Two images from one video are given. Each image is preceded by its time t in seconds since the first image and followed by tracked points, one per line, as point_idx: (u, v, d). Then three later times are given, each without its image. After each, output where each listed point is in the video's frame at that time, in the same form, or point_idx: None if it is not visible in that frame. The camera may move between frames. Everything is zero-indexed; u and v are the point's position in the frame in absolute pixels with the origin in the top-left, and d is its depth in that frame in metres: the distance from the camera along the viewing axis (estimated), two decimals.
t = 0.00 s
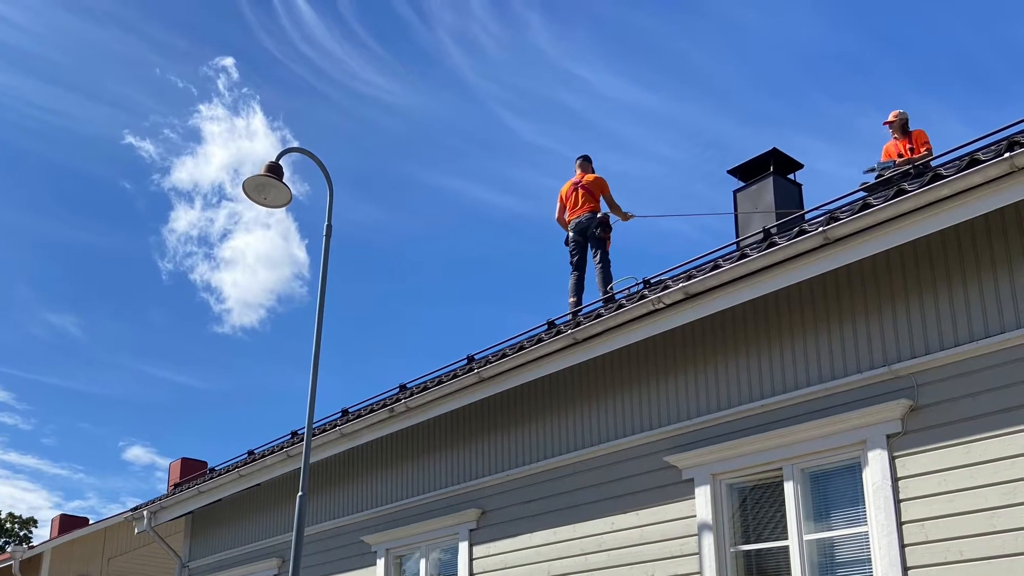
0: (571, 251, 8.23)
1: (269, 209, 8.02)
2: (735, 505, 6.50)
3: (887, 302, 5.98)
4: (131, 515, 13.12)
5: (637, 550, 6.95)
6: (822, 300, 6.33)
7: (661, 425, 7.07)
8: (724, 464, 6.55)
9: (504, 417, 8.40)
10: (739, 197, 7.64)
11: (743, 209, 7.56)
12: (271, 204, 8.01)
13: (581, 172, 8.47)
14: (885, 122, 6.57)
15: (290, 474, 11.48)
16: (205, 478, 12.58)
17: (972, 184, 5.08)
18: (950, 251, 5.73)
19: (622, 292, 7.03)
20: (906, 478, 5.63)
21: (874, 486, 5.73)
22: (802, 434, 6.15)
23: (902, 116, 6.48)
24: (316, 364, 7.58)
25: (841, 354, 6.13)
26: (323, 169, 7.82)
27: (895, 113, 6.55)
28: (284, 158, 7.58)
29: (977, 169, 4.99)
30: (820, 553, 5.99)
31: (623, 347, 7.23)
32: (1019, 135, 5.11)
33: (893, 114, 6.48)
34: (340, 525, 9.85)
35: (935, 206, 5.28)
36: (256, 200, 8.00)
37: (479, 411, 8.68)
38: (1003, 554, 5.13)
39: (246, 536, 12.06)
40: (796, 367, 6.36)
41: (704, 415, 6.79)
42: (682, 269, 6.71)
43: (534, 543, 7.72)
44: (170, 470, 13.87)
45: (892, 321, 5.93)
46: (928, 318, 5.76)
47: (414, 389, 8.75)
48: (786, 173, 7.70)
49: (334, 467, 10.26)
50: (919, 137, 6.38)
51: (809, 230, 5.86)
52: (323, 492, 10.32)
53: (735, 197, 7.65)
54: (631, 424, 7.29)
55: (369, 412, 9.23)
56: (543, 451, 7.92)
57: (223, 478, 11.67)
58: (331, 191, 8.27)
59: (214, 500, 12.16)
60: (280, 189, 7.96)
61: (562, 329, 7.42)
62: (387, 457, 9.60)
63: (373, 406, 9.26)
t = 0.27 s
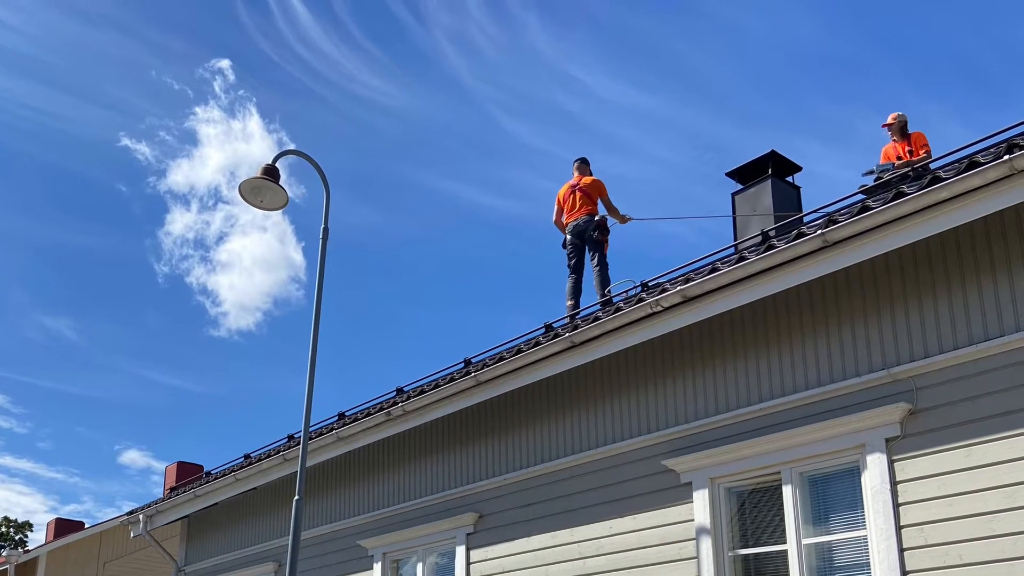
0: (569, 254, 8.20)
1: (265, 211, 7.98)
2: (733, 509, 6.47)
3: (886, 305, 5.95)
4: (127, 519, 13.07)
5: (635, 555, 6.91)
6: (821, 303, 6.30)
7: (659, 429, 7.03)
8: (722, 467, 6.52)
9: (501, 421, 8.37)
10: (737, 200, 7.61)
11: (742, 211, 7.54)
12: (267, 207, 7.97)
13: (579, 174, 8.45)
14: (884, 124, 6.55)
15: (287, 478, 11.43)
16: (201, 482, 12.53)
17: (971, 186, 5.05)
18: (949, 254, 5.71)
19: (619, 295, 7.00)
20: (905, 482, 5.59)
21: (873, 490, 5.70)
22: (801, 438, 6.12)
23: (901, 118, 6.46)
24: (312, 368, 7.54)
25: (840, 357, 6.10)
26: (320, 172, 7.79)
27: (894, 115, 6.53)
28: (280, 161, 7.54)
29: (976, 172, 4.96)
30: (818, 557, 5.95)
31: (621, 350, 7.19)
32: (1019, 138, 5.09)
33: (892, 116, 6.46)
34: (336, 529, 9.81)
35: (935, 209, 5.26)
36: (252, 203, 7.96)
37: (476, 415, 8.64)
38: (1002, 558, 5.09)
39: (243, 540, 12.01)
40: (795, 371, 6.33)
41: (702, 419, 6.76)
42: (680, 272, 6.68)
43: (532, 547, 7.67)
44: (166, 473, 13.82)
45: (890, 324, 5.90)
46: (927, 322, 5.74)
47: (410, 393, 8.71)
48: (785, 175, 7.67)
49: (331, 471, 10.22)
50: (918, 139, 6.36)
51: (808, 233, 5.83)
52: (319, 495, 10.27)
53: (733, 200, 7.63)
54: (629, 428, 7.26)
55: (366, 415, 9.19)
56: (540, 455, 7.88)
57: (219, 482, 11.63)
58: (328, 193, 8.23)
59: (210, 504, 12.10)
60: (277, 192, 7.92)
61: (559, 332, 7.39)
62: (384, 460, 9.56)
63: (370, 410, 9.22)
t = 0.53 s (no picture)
0: (566, 257, 8.17)
1: (262, 214, 7.94)
2: (731, 513, 6.43)
3: (885, 308, 5.92)
4: (122, 523, 13.01)
5: (633, 559, 6.87)
6: (819, 306, 6.27)
7: (656, 433, 7.00)
8: (720, 471, 6.48)
9: (499, 424, 8.33)
10: (736, 202, 7.59)
11: (740, 214, 7.51)
12: (264, 210, 7.94)
13: (577, 177, 8.42)
14: (883, 127, 6.53)
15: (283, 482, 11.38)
16: (197, 486, 12.47)
17: (970, 189, 5.02)
18: (948, 257, 5.68)
19: (617, 298, 6.96)
20: (904, 486, 5.56)
21: (871, 494, 5.67)
22: (799, 442, 6.09)
23: (900, 120, 6.44)
24: (309, 371, 7.50)
25: (839, 361, 6.08)
26: (317, 174, 7.75)
27: (893, 118, 6.50)
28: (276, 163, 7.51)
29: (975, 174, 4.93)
30: (817, 561, 5.92)
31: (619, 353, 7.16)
32: (1018, 140, 5.06)
33: (891, 119, 6.44)
34: (333, 533, 9.76)
35: (934, 211, 5.23)
36: (248, 205, 7.92)
37: (473, 418, 8.60)
38: (1002, 562, 5.06)
39: (239, 544, 11.95)
40: (793, 374, 6.30)
41: (700, 422, 6.73)
42: (678, 275, 6.65)
43: (529, 551, 7.64)
44: (162, 477, 13.76)
45: (889, 327, 5.87)
46: (926, 325, 5.71)
47: (407, 396, 8.68)
48: (783, 178, 7.65)
49: (327, 475, 10.17)
50: (917, 141, 6.33)
51: (806, 236, 5.81)
52: (316, 499, 10.23)
53: (731, 203, 7.60)
54: (627, 432, 7.22)
55: (362, 419, 9.15)
56: (537, 459, 7.85)
57: (215, 486, 11.57)
58: (325, 196, 8.19)
59: (206, 508, 12.05)
60: (273, 195, 7.89)
61: (557, 335, 7.35)
62: (381, 464, 9.52)
63: (367, 413, 9.18)
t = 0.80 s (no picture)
0: (564, 260, 8.14)
1: (258, 217, 7.90)
2: (729, 517, 6.40)
3: (883, 311, 5.90)
4: (118, 527, 12.95)
5: (631, 563, 6.83)
6: (817, 309, 6.25)
7: (654, 436, 6.97)
8: (719, 475, 6.45)
9: (496, 428, 8.29)
10: (734, 205, 7.56)
11: (738, 217, 7.49)
12: (260, 213, 7.90)
13: (574, 180, 8.39)
14: (881, 129, 6.51)
15: (280, 485, 11.33)
16: (194, 490, 12.42)
17: (969, 192, 5.00)
18: (947, 260, 5.66)
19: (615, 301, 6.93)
20: (903, 490, 5.53)
21: (870, 497, 5.64)
22: (798, 445, 6.06)
23: (898, 123, 6.41)
24: (305, 375, 7.46)
25: (838, 364, 6.05)
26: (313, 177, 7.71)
27: (892, 120, 6.48)
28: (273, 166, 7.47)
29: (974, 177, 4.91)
30: (815, 565, 5.89)
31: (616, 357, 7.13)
32: (1017, 143, 5.04)
33: (890, 121, 6.42)
34: (330, 537, 9.72)
35: (933, 214, 5.20)
36: (245, 208, 7.88)
37: (471, 422, 8.57)
38: (1001, 566, 5.03)
39: (235, 548, 11.90)
40: (792, 377, 6.27)
41: (698, 426, 6.69)
42: (676, 278, 6.62)
43: (526, 555, 7.60)
44: (158, 481, 13.70)
45: (888, 330, 5.84)
46: (925, 328, 5.68)
47: (404, 399, 8.64)
48: (782, 180, 7.62)
49: (324, 478, 10.13)
50: (916, 144, 6.31)
51: (805, 239, 5.78)
52: (312, 503, 10.18)
53: (729, 206, 7.57)
54: (624, 435, 7.19)
55: (359, 422, 9.11)
56: (534, 462, 7.82)
57: (211, 489, 11.52)
58: (321, 199, 8.15)
59: (202, 511, 11.99)
60: (269, 197, 7.85)
61: (554, 338, 7.32)
62: (378, 468, 9.47)
63: (364, 416, 9.14)
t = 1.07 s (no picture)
0: (561, 263, 8.11)
1: (255, 220, 7.87)
2: (728, 521, 6.36)
3: (882, 314, 5.87)
4: (114, 531, 12.89)
5: (629, 567, 6.80)
6: (816, 312, 6.22)
7: (652, 440, 6.93)
8: (717, 478, 6.41)
9: (493, 431, 8.26)
10: (732, 208, 7.54)
11: (736, 219, 7.46)
12: (257, 215, 7.86)
13: (572, 182, 8.36)
14: (880, 131, 6.48)
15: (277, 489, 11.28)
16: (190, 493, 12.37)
17: (969, 194, 4.97)
18: (946, 263, 5.63)
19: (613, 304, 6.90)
20: (902, 494, 5.50)
21: (869, 501, 5.60)
22: (797, 449, 6.02)
23: (897, 125, 6.39)
24: (302, 378, 7.42)
25: (837, 367, 6.02)
26: (310, 179, 7.67)
27: (891, 122, 6.46)
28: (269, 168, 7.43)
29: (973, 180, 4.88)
30: (814, 570, 5.86)
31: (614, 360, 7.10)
32: (1017, 145, 5.01)
33: (889, 123, 6.40)
34: (326, 541, 9.67)
35: (932, 217, 5.18)
36: (241, 211, 7.84)
37: (468, 425, 8.53)
38: (1001, 571, 5.00)
39: (231, 552, 11.84)
40: (790, 381, 6.24)
41: (696, 429, 6.66)
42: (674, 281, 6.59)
43: (524, 559, 7.56)
44: (154, 485, 13.64)
45: (887, 333, 5.82)
46: (924, 331, 5.65)
47: (401, 403, 8.60)
48: (780, 182, 7.60)
49: (320, 482, 10.08)
50: (915, 146, 6.29)
51: (803, 241, 5.75)
52: (309, 507, 10.14)
53: (728, 208, 7.55)
54: (622, 439, 7.16)
55: (356, 426, 9.07)
56: (532, 466, 7.78)
57: (208, 493, 11.47)
58: (318, 201, 8.11)
59: (199, 515, 11.94)
60: (266, 200, 7.81)
61: (552, 341, 7.29)
62: (374, 471, 9.43)
63: (361, 420, 9.10)
